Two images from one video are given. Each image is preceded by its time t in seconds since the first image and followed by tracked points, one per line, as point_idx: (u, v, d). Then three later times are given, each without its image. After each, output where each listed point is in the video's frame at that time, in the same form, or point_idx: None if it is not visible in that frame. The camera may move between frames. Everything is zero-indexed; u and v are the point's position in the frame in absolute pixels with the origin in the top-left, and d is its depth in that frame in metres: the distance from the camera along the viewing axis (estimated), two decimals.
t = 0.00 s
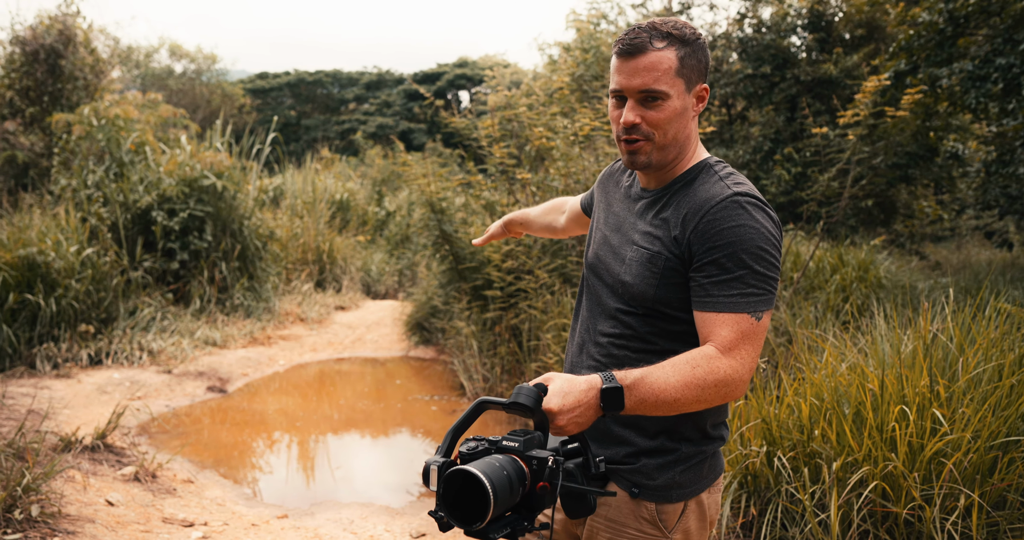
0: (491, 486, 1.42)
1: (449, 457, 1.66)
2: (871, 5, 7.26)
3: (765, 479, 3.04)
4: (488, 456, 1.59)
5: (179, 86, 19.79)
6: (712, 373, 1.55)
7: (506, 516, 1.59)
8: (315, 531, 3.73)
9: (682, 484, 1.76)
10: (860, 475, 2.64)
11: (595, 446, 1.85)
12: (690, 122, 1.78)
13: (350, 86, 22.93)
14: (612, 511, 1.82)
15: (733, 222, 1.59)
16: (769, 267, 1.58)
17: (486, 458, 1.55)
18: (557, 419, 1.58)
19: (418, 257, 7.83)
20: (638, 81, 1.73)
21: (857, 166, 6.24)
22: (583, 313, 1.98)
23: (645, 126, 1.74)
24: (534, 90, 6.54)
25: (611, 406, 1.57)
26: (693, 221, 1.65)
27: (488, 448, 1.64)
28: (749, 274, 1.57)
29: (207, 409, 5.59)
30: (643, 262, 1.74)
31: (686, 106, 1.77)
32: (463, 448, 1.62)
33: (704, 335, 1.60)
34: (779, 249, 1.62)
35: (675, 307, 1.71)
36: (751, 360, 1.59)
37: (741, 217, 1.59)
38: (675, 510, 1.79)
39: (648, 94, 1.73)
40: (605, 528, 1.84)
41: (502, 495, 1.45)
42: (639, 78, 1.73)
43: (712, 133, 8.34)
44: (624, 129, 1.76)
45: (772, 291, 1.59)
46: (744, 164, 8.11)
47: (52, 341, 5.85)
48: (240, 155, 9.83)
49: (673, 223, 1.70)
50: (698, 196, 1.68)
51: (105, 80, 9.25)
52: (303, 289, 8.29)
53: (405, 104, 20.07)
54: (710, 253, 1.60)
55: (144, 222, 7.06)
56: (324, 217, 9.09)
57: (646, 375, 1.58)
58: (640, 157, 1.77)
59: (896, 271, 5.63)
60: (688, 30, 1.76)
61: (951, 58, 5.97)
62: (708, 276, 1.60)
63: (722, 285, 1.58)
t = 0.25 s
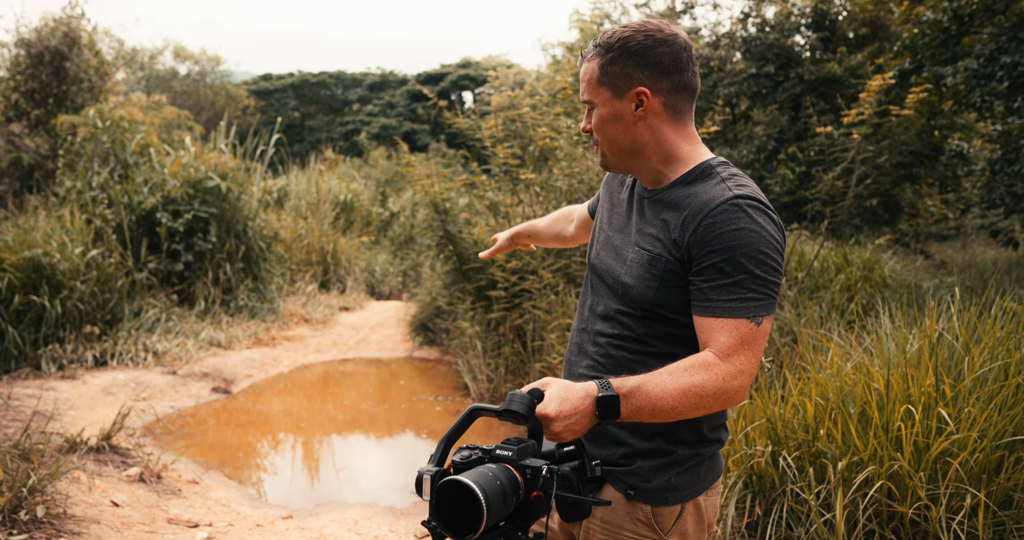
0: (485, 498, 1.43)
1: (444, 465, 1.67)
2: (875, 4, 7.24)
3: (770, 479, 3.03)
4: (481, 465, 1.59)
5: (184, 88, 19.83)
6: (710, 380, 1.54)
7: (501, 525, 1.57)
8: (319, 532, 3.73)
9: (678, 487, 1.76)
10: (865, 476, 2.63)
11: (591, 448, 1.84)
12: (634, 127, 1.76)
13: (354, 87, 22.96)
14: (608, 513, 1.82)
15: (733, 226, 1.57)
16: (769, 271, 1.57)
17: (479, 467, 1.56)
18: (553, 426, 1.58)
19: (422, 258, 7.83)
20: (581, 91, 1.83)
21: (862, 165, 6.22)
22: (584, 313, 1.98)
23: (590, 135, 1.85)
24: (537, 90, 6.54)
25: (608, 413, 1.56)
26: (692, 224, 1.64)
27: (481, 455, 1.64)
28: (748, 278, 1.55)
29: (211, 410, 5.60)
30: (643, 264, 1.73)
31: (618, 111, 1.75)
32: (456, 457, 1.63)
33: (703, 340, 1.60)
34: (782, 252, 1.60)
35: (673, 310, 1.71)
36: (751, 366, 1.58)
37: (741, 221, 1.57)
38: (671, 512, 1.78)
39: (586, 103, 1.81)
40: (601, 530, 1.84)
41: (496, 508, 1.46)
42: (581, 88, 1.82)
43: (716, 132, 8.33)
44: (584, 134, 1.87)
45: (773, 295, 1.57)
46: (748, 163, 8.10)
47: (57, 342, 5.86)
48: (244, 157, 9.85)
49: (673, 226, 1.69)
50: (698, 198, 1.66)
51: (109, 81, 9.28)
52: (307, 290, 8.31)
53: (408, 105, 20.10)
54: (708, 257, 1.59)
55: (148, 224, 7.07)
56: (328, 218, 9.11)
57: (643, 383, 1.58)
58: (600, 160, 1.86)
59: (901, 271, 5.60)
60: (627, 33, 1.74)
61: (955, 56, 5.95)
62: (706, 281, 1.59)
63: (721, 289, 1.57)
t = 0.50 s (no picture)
0: (462, 509, 1.42)
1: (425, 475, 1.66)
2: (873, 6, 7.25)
3: (769, 481, 3.02)
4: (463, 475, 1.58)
5: (182, 90, 19.82)
6: (693, 387, 1.54)
7: (481, 536, 1.56)
8: (318, 534, 3.72)
9: (659, 492, 1.75)
10: (864, 477, 2.63)
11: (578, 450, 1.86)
12: (617, 132, 1.76)
13: (352, 89, 22.98)
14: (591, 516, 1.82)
15: (717, 231, 1.57)
16: (754, 277, 1.56)
17: (460, 479, 1.55)
18: (532, 433, 1.59)
19: (421, 259, 7.83)
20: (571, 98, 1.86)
21: (860, 167, 6.23)
22: (578, 316, 1.99)
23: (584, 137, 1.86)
24: (535, 92, 6.54)
25: (587, 422, 1.58)
26: (677, 229, 1.64)
27: (462, 466, 1.63)
28: (732, 284, 1.54)
29: (209, 412, 5.59)
30: (630, 269, 1.73)
31: (600, 117, 1.76)
32: (437, 467, 1.63)
33: (688, 347, 1.60)
34: (768, 258, 1.59)
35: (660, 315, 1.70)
36: (736, 373, 1.57)
37: (725, 226, 1.56)
38: (653, 517, 1.78)
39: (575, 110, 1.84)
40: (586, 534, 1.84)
41: (474, 519, 1.44)
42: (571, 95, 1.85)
43: (715, 134, 8.33)
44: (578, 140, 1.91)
45: (758, 302, 1.57)
46: (747, 164, 8.11)
47: (55, 345, 5.85)
48: (242, 159, 9.84)
49: (660, 230, 1.69)
50: (684, 203, 1.66)
51: (107, 84, 9.27)
52: (306, 291, 8.30)
53: (407, 106, 20.11)
54: (693, 263, 1.59)
55: (147, 226, 7.06)
56: (326, 220, 9.12)
57: (625, 391, 1.57)
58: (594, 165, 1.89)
59: (899, 272, 5.61)
60: (604, 39, 1.75)
61: (953, 57, 5.96)
62: (691, 287, 1.58)
63: (704, 295, 1.56)
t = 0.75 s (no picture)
0: (430, 500, 1.43)
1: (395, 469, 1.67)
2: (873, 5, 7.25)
3: (770, 480, 3.02)
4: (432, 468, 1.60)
5: (182, 91, 19.82)
6: (677, 383, 1.53)
7: (449, 528, 1.57)
8: (319, 534, 3.72)
9: (652, 493, 1.74)
10: (865, 476, 2.63)
11: (571, 450, 1.86)
12: (665, 123, 1.77)
13: (352, 90, 22.98)
14: (585, 517, 1.82)
15: (707, 225, 1.57)
16: (743, 273, 1.56)
17: (429, 471, 1.56)
18: (514, 430, 1.59)
19: (421, 260, 7.82)
20: (601, 81, 1.75)
21: (860, 166, 6.23)
22: (573, 316, 1.99)
23: (610, 126, 1.76)
24: (536, 92, 6.54)
25: (572, 419, 1.57)
26: (668, 224, 1.65)
27: (432, 459, 1.65)
28: (722, 279, 1.55)
29: (210, 413, 5.59)
30: (622, 265, 1.74)
31: (653, 105, 1.74)
32: (407, 460, 1.64)
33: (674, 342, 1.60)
34: (758, 255, 1.60)
35: (652, 311, 1.71)
36: (723, 369, 1.57)
37: (715, 220, 1.57)
38: (647, 518, 1.77)
39: (610, 94, 1.74)
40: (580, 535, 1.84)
41: (441, 510, 1.45)
42: (601, 78, 1.75)
43: (715, 134, 8.34)
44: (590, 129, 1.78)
45: (747, 298, 1.57)
46: (747, 164, 8.11)
47: (56, 345, 5.85)
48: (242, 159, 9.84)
49: (652, 226, 1.70)
50: (678, 199, 1.67)
51: (108, 84, 9.28)
52: (306, 292, 8.31)
53: (407, 107, 20.12)
54: (682, 258, 1.59)
55: (147, 227, 7.07)
56: (326, 220, 9.12)
57: (609, 386, 1.57)
58: (607, 158, 1.80)
59: (900, 271, 5.61)
60: (657, 28, 1.74)
61: (953, 57, 5.96)
62: (680, 281, 1.59)
63: (693, 290, 1.56)
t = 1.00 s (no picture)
0: (422, 476, 1.46)
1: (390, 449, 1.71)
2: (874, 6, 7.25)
3: (771, 481, 3.02)
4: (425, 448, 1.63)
5: (183, 91, 19.82)
6: (672, 382, 1.54)
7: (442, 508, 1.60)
8: (320, 535, 3.72)
9: (644, 495, 1.75)
10: (868, 476, 2.63)
11: (562, 450, 1.86)
12: (690, 125, 1.81)
13: (353, 91, 22.98)
14: (577, 519, 1.82)
15: (709, 226, 1.58)
16: (742, 275, 1.56)
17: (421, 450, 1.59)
18: (508, 418, 1.60)
19: (422, 261, 7.82)
20: (646, 77, 1.74)
21: (861, 166, 6.22)
22: (568, 315, 1.99)
23: (649, 125, 1.75)
24: (537, 92, 6.53)
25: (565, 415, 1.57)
26: (670, 224, 1.65)
27: (425, 440, 1.69)
28: (721, 281, 1.55)
29: (211, 414, 5.59)
30: (622, 264, 1.74)
31: (685, 108, 1.78)
32: (401, 440, 1.67)
33: (670, 343, 1.60)
34: (757, 259, 1.60)
35: (650, 311, 1.71)
36: (718, 371, 1.57)
37: (717, 222, 1.57)
38: (639, 520, 1.77)
39: (652, 92, 1.75)
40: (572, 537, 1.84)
41: (433, 487, 1.49)
42: (647, 75, 1.74)
43: (716, 134, 8.33)
44: (626, 126, 1.76)
45: (744, 300, 1.57)
46: (748, 165, 8.10)
47: (57, 346, 5.85)
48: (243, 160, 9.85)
49: (654, 226, 1.70)
50: (680, 199, 1.67)
51: (109, 85, 9.28)
52: (307, 292, 8.31)
53: (408, 107, 20.13)
54: (683, 258, 1.59)
55: (148, 227, 7.07)
56: (327, 221, 9.13)
57: (604, 383, 1.57)
58: (639, 155, 1.77)
59: (901, 272, 5.60)
60: (691, 31, 1.78)
61: (954, 57, 5.96)
62: (680, 281, 1.58)
63: (692, 289, 1.56)
